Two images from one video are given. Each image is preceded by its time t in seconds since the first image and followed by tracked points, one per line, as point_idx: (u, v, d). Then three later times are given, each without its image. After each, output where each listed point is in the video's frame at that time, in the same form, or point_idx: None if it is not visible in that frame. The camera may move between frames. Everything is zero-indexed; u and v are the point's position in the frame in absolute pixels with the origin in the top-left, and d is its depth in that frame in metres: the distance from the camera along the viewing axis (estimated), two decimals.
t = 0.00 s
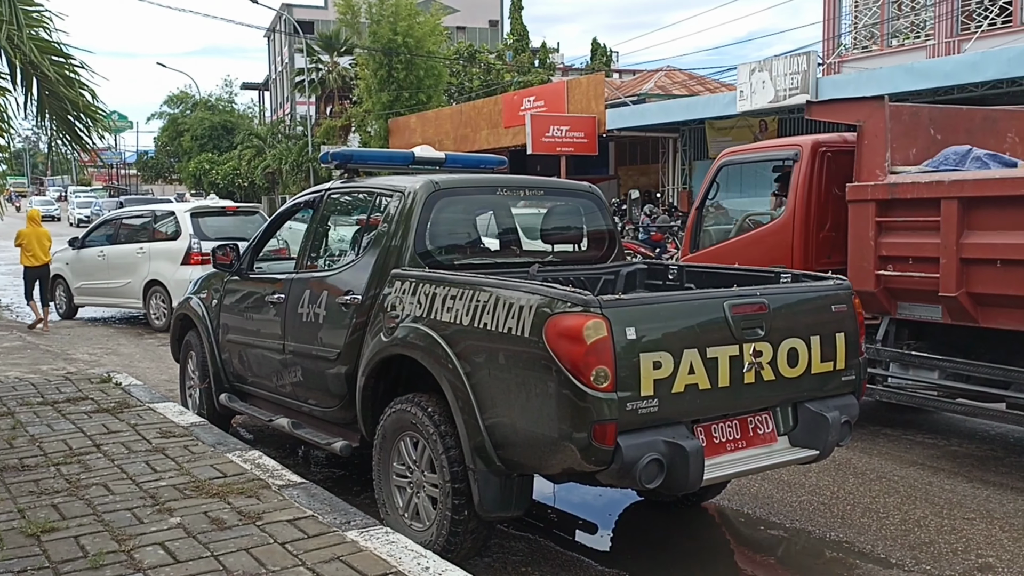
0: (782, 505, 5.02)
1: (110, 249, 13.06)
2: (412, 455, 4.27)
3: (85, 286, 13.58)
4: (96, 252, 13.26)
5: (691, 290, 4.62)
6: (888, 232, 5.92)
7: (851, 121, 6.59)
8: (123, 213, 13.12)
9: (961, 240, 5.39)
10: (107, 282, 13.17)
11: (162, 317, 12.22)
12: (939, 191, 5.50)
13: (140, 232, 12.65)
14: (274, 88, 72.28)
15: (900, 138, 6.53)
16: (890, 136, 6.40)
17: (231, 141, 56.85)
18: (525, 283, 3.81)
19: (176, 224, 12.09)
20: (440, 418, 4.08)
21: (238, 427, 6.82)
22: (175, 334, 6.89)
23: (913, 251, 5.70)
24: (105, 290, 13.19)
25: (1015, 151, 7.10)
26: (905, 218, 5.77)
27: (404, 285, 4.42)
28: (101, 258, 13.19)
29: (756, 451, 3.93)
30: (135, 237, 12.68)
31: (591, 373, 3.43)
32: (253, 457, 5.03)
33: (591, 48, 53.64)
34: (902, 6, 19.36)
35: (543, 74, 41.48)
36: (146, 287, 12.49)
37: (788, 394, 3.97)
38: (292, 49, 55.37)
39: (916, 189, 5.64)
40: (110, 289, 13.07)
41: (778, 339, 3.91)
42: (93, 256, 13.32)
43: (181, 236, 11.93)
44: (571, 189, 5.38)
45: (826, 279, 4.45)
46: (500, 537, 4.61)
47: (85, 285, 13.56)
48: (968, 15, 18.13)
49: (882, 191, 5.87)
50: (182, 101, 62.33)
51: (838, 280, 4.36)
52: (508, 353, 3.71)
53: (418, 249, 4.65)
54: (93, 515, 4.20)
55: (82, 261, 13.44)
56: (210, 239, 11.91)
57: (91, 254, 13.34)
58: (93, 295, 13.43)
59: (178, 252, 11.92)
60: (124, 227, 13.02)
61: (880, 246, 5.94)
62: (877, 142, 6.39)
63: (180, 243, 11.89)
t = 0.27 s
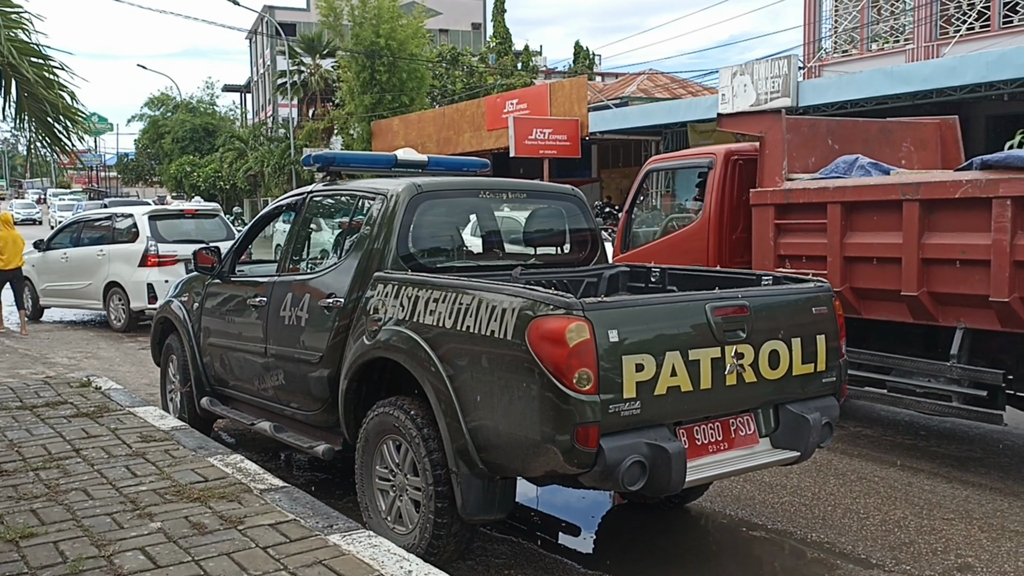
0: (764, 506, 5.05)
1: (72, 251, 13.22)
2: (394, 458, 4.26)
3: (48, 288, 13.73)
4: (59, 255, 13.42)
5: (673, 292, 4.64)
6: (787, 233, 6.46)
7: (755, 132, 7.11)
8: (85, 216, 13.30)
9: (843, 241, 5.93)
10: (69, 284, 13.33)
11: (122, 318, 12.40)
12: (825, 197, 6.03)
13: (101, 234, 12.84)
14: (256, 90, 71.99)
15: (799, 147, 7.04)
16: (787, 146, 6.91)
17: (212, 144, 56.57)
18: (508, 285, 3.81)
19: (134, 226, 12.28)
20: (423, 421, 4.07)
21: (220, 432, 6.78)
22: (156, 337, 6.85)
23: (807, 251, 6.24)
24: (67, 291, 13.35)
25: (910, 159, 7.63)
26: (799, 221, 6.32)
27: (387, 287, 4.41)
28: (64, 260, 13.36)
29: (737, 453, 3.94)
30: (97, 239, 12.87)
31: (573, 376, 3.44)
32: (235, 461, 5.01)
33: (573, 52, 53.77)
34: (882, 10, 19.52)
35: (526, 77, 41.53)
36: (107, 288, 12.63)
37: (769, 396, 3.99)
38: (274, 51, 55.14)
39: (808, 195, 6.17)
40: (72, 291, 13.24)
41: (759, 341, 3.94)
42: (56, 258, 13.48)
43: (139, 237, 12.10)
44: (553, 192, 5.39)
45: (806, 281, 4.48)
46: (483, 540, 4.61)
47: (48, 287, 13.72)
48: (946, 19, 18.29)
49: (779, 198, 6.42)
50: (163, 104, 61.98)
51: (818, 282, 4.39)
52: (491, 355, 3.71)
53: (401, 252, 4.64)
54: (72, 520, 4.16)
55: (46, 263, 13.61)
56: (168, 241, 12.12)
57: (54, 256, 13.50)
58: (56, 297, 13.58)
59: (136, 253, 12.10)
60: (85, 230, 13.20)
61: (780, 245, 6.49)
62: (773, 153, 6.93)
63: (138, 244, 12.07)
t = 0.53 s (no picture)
0: (740, 508, 5.08)
1: (29, 255, 13.33)
2: (372, 463, 4.25)
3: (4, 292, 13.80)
4: (16, 259, 13.52)
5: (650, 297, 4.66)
6: (689, 236, 6.93)
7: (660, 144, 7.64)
8: (42, 221, 13.41)
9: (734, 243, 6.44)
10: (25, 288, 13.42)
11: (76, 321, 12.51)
12: (721, 203, 6.54)
13: (56, 239, 12.95)
14: (232, 93, 71.58)
15: (702, 158, 7.63)
16: (691, 157, 7.48)
17: (188, 147, 56.21)
18: (485, 290, 3.81)
19: (88, 230, 12.39)
20: (400, 425, 4.06)
21: (195, 437, 6.73)
22: (130, 342, 6.79)
23: (705, 252, 6.74)
24: (24, 295, 13.44)
25: (809, 168, 8.18)
26: (698, 224, 6.81)
27: (364, 292, 4.40)
28: (20, 264, 13.45)
29: (713, 456, 3.97)
30: (53, 243, 12.98)
31: (551, 379, 3.45)
32: (210, 467, 4.97)
33: (551, 56, 53.91)
34: (856, 16, 19.74)
35: (504, 81, 41.57)
36: (61, 291, 12.71)
37: (744, 399, 4.02)
38: (250, 54, 54.93)
39: (707, 201, 6.67)
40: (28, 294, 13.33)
41: (735, 344, 3.96)
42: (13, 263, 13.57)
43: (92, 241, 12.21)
44: (530, 197, 5.40)
45: (781, 284, 4.51)
46: (461, 545, 4.60)
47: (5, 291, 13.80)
48: (919, 25, 18.52)
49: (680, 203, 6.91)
50: (138, 106, 61.49)
51: (793, 286, 4.43)
52: (468, 360, 3.70)
53: (378, 256, 4.63)
54: (44, 527, 4.11)
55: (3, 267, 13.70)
56: (120, 245, 12.23)
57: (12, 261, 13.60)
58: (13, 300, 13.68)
59: (88, 257, 12.21)
60: (42, 234, 13.31)
61: (683, 247, 6.97)
62: (676, 162, 7.51)
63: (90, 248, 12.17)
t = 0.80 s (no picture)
0: (715, 510, 5.10)
1: None
2: (348, 467, 4.23)
3: None
4: None
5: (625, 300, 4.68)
6: (600, 237, 7.47)
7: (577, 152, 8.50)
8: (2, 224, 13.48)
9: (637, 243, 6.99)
10: None
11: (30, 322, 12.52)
12: (625, 207, 7.08)
13: (14, 241, 13.00)
14: (207, 95, 71.09)
15: (613, 165, 8.48)
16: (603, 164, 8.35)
17: (162, 149, 55.77)
18: (462, 293, 3.81)
19: (43, 233, 12.44)
20: (376, 428, 4.05)
21: (169, 442, 6.67)
22: (102, 346, 6.72)
23: (613, 252, 7.27)
24: None
25: (716, 175, 9.07)
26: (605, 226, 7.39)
27: (340, 295, 4.38)
28: None
29: (689, 458, 3.99)
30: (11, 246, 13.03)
31: (527, 382, 3.45)
32: (185, 472, 4.93)
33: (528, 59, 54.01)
34: (829, 22, 19.95)
35: (481, 84, 41.59)
36: (18, 293, 12.72)
37: (719, 401, 4.05)
38: (225, 56, 54.59)
39: (613, 205, 7.22)
40: None
41: (710, 347, 3.98)
42: None
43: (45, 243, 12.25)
44: (507, 200, 5.40)
45: (756, 288, 4.55)
46: (437, 548, 4.60)
47: None
48: (891, 31, 18.72)
49: (588, 207, 7.47)
50: (111, 108, 60.93)
51: (768, 289, 4.46)
52: (444, 363, 3.70)
53: (354, 259, 4.62)
54: (15, 534, 4.06)
55: None
56: (74, 247, 12.27)
57: None
58: None
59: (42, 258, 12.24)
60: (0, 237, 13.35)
61: (594, 247, 7.51)
62: (588, 169, 8.38)
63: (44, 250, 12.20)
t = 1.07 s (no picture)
0: (689, 510, 5.13)
1: None
2: (322, 469, 4.21)
3: None
4: None
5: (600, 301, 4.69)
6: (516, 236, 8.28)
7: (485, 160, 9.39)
8: None
9: (546, 242, 7.77)
10: None
11: None
12: (535, 209, 7.89)
13: None
14: (179, 94, 70.45)
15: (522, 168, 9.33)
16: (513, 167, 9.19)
17: (133, 149, 55.20)
18: (437, 294, 3.81)
19: None
20: (351, 430, 4.03)
21: (140, 445, 6.60)
22: (73, 348, 6.65)
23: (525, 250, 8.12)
24: None
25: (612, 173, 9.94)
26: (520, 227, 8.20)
27: (314, 296, 4.37)
28: None
29: (663, 458, 4.01)
30: None
31: (502, 383, 3.45)
32: (156, 475, 4.89)
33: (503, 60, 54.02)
34: (801, 26, 20.11)
35: (457, 86, 41.53)
36: None
37: (693, 402, 4.07)
38: (198, 55, 54.17)
39: (526, 208, 8.02)
40: None
41: (684, 347, 4.01)
42: None
43: None
44: (482, 201, 5.40)
45: (729, 289, 4.58)
46: (412, 549, 4.59)
47: None
48: (862, 35, 18.91)
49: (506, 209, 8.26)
50: (81, 107, 60.28)
51: (741, 290, 4.50)
52: (419, 364, 3.70)
53: (328, 260, 4.60)
54: None
55: None
56: (27, 246, 12.14)
57: None
58: None
59: None
60: None
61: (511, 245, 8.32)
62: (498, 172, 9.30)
63: None
